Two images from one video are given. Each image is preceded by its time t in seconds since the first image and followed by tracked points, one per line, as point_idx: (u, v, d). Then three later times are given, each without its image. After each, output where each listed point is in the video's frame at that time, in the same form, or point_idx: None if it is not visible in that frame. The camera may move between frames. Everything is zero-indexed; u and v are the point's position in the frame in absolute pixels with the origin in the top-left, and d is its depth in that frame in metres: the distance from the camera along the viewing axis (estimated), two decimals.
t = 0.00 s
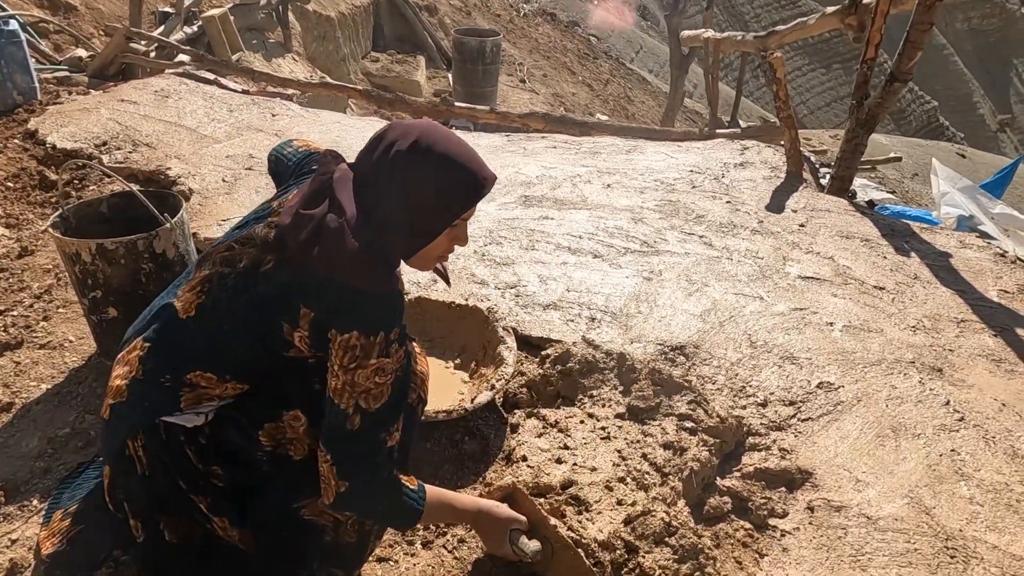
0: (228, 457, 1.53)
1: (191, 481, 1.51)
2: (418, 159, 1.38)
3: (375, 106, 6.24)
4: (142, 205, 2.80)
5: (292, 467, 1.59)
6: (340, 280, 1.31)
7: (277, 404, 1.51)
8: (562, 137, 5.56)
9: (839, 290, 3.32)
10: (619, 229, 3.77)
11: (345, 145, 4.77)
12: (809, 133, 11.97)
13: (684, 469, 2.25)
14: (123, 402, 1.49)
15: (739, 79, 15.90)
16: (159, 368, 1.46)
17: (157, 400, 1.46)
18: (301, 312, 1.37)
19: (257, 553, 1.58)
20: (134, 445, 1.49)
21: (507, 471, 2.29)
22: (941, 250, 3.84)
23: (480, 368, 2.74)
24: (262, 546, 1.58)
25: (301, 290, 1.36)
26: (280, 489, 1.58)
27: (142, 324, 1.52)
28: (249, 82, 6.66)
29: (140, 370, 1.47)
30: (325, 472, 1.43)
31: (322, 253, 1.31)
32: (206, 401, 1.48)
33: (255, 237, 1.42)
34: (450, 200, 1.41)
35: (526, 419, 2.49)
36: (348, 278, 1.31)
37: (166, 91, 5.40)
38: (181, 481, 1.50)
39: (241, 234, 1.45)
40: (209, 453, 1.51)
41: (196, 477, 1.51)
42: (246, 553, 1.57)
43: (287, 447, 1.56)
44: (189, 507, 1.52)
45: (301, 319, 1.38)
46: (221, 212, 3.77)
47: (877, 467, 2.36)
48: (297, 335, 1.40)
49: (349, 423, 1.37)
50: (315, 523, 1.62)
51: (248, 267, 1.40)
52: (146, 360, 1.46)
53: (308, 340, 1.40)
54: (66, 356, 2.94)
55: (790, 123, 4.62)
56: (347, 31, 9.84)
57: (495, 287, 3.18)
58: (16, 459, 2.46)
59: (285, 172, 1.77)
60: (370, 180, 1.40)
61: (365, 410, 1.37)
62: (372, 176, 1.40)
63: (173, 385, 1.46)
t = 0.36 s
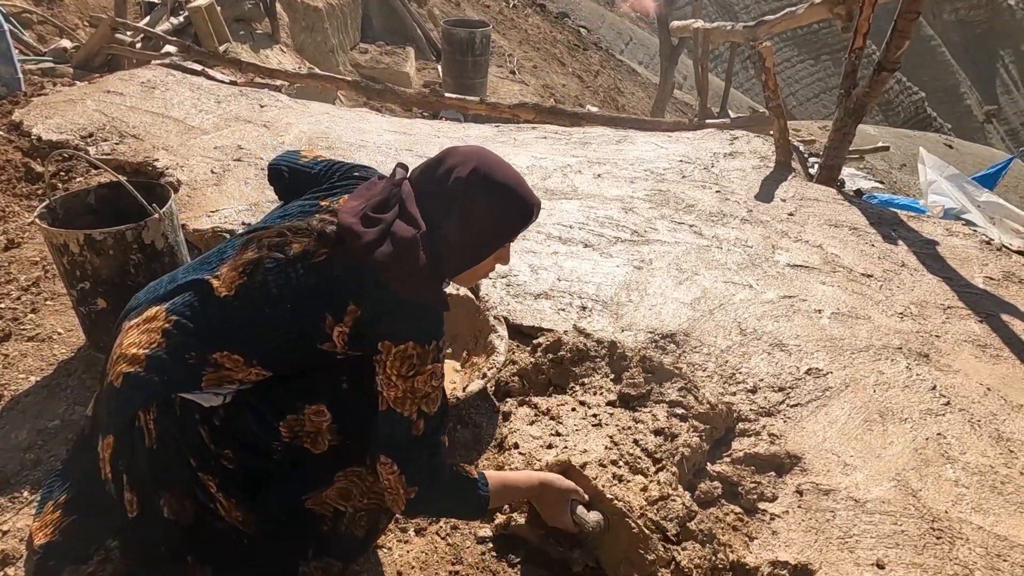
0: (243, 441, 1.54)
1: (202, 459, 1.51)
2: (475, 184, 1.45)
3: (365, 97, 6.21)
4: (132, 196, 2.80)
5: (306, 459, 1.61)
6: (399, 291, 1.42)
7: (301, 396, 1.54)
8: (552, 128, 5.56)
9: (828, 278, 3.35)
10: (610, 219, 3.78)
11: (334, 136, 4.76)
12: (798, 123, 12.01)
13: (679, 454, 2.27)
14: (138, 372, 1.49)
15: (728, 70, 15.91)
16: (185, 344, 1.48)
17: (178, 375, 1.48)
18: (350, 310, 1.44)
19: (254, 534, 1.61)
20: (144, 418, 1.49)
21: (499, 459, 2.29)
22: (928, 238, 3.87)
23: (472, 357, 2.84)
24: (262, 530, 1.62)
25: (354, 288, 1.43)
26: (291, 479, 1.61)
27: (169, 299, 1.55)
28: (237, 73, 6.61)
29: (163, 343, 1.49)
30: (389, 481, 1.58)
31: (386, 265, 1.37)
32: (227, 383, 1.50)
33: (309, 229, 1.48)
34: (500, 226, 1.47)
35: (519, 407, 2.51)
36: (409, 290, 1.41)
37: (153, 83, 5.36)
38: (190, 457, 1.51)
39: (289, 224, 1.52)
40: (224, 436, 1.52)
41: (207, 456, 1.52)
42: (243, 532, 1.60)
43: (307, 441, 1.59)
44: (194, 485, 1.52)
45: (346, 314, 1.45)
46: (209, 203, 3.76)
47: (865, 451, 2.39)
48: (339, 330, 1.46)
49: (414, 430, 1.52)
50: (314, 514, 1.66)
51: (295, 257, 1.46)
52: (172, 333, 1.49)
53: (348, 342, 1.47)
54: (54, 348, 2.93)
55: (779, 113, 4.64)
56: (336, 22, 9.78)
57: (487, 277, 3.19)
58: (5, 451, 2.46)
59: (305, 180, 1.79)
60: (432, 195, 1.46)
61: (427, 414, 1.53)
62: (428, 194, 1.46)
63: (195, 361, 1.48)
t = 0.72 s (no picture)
0: (253, 448, 1.59)
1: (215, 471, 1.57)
2: (469, 163, 1.41)
3: (355, 89, 6.18)
4: (122, 187, 2.78)
5: (318, 463, 1.65)
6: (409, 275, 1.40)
7: (312, 399, 1.59)
8: (544, 119, 5.54)
9: (821, 267, 3.37)
10: (603, 210, 3.78)
11: (325, 128, 4.74)
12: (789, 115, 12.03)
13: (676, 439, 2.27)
14: (143, 390, 1.48)
15: (718, 62, 15.91)
16: (189, 359, 1.47)
17: (186, 391, 1.48)
18: (375, 310, 1.44)
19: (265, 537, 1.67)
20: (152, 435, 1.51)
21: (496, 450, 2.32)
22: (919, 227, 3.89)
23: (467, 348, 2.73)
24: (273, 534, 1.67)
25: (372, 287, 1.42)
26: (299, 484, 1.65)
27: (159, 308, 1.50)
28: (226, 65, 6.56)
29: (164, 359, 1.47)
30: (525, 433, 1.63)
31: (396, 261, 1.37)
32: (238, 394, 1.52)
33: (307, 231, 1.43)
34: (503, 199, 1.43)
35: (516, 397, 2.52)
36: (424, 277, 1.41)
37: (141, 74, 5.31)
38: (203, 469, 1.57)
39: (283, 225, 1.45)
40: (237, 445, 1.57)
41: (220, 465, 1.57)
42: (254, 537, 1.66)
43: (320, 444, 1.63)
44: (205, 493, 1.59)
45: (370, 315, 1.45)
46: (200, 195, 3.73)
47: (858, 438, 2.41)
48: (362, 329, 1.46)
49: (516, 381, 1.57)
50: (324, 519, 1.71)
51: (300, 262, 1.42)
52: (172, 349, 1.47)
53: (372, 338, 1.48)
54: (44, 341, 2.91)
55: (771, 103, 4.64)
56: (325, 14, 9.71)
57: (481, 268, 3.19)
58: None
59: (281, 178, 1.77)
60: (427, 179, 1.42)
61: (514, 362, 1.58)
62: (424, 179, 1.42)
63: (201, 377, 1.48)
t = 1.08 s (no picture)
0: (233, 459, 1.46)
1: (194, 492, 1.47)
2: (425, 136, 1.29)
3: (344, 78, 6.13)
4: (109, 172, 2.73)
5: (303, 467, 1.51)
6: (343, 287, 1.30)
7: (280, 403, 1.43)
8: (535, 107, 5.52)
9: (815, 252, 3.37)
10: (597, 196, 3.76)
11: (314, 117, 4.70)
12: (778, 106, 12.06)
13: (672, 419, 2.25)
14: (113, 420, 1.44)
15: (707, 53, 15.91)
16: (147, 385, 1.38)
17: (151, 416, 1.40)
18: (331, 325, 1.33)
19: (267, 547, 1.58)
20: (127, 461, 1.45)
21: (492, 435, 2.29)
22: (911, 212, 3.89)
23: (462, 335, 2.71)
24: (273, 542, 1.58)
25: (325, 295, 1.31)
26: (288, 490, 1.52)
27: (116, 329, 1.42)
28: (212, 55, 6.49)
29: (126, 386, 1.40)
30: (486, 440, 1.58)
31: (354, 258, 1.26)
32: (207, 409, 1.41)
33: (245, 244, 1.30)
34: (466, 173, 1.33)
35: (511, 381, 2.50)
36: (382, 277, 1.30)
37: (126, 63, 5.24)
38: (185, 490, 1.46)
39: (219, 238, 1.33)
40: (214, 456, 1.44)
41: (200, 484, 1.46)
42: (255, 548, 1.57)
43: (301, 445, 1.48)
44: (193, 513, 1.49)
45: (328, 330, 1.34)
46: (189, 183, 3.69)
47: (855, 420, 2.40)
48: (321, 345, 1.35)
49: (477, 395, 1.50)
50: (320, 514, 1.61)
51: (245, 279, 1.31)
52: (131, 375, 1.39)
53: (336, 348, 1.36)
54: (30, 331, 2.86)
55: (763, 89, 4.63)
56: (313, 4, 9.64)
57: (474, 254, 3.16)
58: None
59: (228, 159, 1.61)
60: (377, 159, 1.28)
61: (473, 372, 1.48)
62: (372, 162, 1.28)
63: (165, 400, 1.39)
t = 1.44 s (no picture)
0: (194, 443, 1.44)
1: (157, 474, 1.44)
2: (401, 124, 1.31)
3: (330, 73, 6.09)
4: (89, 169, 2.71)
5: (260, 449, 1.52)
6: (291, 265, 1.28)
7: (236, 386, 1.42)
8: (522, 102, 5.51)
9: (800, 244, 3.39)
10: (584, 190, 3.77)
11: (298, 112, 4.70)
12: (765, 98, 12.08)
13: (659, 411, 2.23)
14: (78, 398, 1.42)
15: (695, 45, 15.91)
16: (111, 362, 1.37)
17: (113, 393, 1.39)
18: (272, 298, 1.31)
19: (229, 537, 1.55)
20: (93, 442, 1.44)
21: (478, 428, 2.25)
22: (896, 205, 3.92)
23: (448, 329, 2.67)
24: (232, 532, 1.55)
25: (272, 271, 1.29)
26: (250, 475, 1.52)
27: (88, 311, 1.43)
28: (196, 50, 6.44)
29: (90, 362, 1.39)
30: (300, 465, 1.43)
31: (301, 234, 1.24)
32: (167, 389, 1.39)
33: (207, 217, 1.31)
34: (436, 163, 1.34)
35: (499, 377, 2.50)
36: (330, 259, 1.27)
37: (108, 58, 5.20)
38: (146, 472, 1.44)
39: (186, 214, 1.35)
40: (174, 441, 1.43)
41: (161, 466, 1.44)
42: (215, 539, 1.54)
43: (256, 429, 1.49)
44: (154, 498, 1.45)
45: (269, 302, 1.32)
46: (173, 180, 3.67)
47: (840, 411, 2.43)
48: (266, 319, 1.33)
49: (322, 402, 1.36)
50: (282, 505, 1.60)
51: (201, 251, 1.30)
52: (95, 352, 1.39)
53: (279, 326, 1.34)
54: (12, 330, 2.84)
55: (749, 82, 4.64)
56: None
57: (461, 250, 3.16)
58: None
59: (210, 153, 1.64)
60: (352, 144, 1.31)
61: (342, 388, 1.37)
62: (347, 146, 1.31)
63: (126, 376, 1.37)
